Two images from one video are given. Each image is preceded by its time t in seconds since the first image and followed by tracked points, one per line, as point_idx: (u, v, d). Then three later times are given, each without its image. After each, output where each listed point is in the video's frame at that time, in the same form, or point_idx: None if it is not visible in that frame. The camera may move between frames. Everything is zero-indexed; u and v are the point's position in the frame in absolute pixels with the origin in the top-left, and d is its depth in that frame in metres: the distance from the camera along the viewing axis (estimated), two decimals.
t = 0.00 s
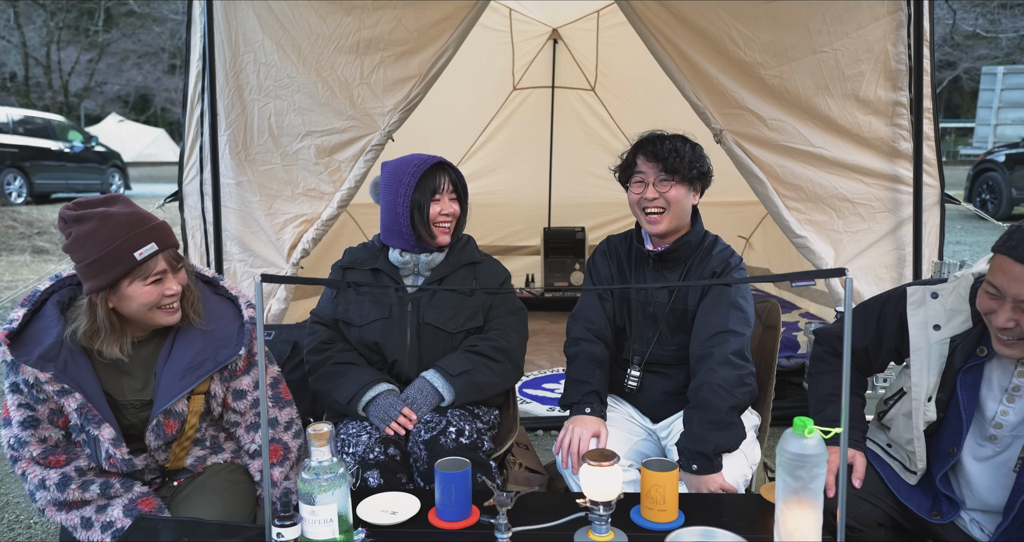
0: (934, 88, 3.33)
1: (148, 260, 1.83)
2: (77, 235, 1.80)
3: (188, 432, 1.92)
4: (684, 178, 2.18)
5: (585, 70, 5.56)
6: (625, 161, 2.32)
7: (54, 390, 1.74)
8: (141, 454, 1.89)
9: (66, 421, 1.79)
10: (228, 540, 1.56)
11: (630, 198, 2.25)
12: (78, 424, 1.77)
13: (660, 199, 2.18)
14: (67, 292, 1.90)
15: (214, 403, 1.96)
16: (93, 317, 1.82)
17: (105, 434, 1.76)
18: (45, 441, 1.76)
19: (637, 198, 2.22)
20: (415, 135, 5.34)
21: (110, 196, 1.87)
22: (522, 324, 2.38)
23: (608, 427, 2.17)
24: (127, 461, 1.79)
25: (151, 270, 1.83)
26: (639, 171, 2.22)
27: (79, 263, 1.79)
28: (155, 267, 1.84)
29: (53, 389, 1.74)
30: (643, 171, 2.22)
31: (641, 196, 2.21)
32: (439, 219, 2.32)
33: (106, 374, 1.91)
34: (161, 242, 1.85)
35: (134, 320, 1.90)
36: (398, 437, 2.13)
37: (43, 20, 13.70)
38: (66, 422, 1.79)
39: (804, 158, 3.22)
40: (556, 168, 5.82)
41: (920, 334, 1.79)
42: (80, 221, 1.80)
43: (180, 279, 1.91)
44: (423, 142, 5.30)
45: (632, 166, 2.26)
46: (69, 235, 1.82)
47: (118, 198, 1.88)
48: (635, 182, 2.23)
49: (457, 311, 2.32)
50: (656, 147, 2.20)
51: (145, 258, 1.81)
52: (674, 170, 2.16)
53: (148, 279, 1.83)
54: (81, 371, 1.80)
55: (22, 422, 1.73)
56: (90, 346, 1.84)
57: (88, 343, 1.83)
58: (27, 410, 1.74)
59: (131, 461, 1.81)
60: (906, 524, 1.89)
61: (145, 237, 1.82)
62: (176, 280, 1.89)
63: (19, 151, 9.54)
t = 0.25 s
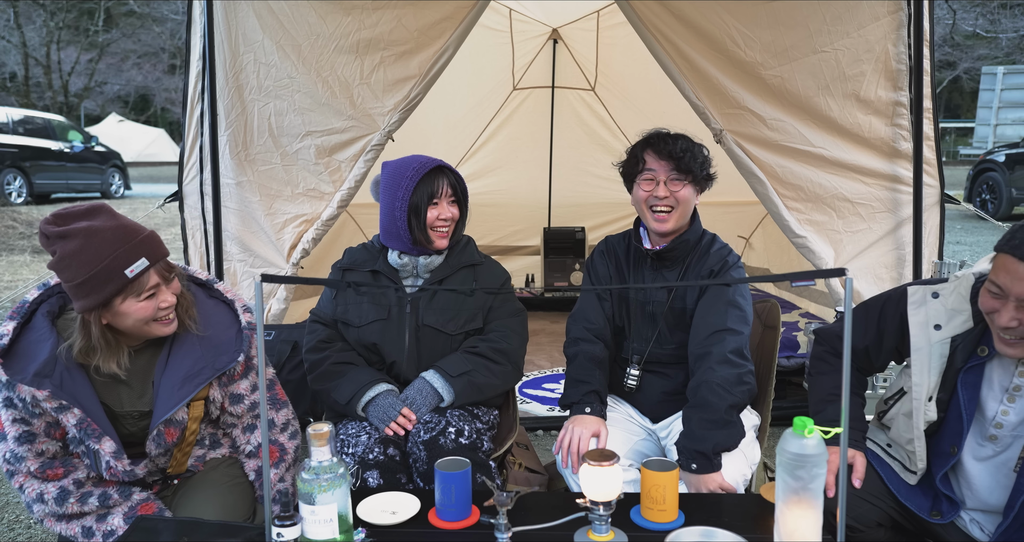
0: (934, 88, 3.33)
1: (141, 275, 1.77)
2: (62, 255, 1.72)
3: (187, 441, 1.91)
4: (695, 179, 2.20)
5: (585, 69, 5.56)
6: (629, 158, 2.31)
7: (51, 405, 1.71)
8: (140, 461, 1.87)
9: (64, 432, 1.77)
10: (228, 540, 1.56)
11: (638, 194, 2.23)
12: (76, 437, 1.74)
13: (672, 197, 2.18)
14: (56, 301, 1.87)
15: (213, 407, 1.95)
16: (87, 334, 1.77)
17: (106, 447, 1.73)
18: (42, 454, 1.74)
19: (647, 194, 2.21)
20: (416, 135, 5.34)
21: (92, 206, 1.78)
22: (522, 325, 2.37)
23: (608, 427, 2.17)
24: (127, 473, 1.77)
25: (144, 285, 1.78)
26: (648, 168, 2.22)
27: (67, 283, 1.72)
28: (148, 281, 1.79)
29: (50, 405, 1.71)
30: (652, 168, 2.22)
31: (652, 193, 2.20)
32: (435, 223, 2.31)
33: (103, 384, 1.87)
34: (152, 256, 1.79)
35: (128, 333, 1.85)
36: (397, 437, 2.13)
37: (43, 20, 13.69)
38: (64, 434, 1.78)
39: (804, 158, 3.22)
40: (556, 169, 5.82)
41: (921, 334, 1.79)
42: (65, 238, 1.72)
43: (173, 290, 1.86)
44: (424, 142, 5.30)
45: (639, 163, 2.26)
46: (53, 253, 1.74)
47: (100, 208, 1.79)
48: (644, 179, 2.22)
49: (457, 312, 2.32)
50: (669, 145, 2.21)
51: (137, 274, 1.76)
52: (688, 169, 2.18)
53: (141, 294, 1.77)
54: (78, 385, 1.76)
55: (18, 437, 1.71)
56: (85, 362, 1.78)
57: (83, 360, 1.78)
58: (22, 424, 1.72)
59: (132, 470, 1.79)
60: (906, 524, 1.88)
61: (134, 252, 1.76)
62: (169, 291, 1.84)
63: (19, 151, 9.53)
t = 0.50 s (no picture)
0: (934, 88, 3.33)
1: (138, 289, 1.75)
2: (55, 273, 1.67)
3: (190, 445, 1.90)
4: (712, 184, 2.23)
5: (585, 69, 5.56)
6: (644, 155, 2.26)
7: (54, 421, 1.69)
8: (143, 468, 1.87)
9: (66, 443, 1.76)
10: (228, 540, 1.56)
11: (658, 195, 2.21)
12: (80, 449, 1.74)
13: (693, 201, 2.20)
14: (50, 311, 1.84)
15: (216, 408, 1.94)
16: (87, 350, 1.75)
17: (112, 458, 1.74)
18: (45, 465, 1.73)
19: (669, 196, 2.19)
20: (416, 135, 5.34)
21: (79, 218, 1.72)
22: (522, 325, 2.37)
23: (608, 427, 2.17)
24: (132, 480, 1.79)
25: (142, 298, 1.76)
26: (671, 169, 2.19)
27: (63, 301, 1.68)
28: (145, 293, 1.76)
29: (53, 420, 1.69)
30: (675, 169, 2.19)
31: (675, 196, 2.19)
32: (435, 223, 2.31)
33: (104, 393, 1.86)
34: (148, 268, 1.76)
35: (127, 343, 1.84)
36: (397, 437, 2.13)
37: (43, 20, 13.69)
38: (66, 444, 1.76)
39: (804, 158, 3.22)
40: (556, 169, 5.82)
41: (921, 332, 1.79)
42: (57, 256, 1.67)
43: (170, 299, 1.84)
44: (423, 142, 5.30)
45: (661, 164, 2.21)
46: (44, 269, 1.69)
47: (88, 219, 1.73)
48: (667, 181, 2.19)
49: (457, 312, 2.32)
50: (695, 148, 2.21)
51: (135, 288, 1.73)
52: (710, 176, 2.21)
53: (140, 308, 1.76)
54: (80, 399, 1.75)
55: (20, 451, 1.69)
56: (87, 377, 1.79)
57: (85, 375, 1.78)
58: (23, 438, 1.69)
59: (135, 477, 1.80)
60: (906, 523, 1.88)
61: (131, 265, 1.72)
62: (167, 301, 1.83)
63: (19, 151, 9.54)
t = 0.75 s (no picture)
0: (934, 88, 3.33)
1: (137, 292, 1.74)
2: (53, 281, 1.67)
3: (189, 454, 1.89)
4: (719, 187, 2.23)
5: (585, 69, 5.56)
6: (652, 154, 2.25)
7: (49, 428, 1.69)
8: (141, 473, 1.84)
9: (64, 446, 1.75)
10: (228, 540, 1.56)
11: (665, 195, 2.20)
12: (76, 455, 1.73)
13: (698, 203, 2.20)
14: (52, 315, 1.83)
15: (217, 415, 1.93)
16: (89, 356, 1.75)
17: (107, 465, 1.72)
18: (43, 468, 1.73)
19: (676, 197, 2.19)
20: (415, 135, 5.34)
21: (73, 225, 1.72)
22: (522, 325, 2.37)
23: (608, 427, 2.17)
24: (128, 487, 1.77)
25: (142, 301, 1.76)
26: (679, 170, 2.19)
27: (63, 309, 1.68)
28: (145, 296, 1.76)
29: (48, 427, 1.69)
30: (683, 170, 2.19)
31: (682, 197, 2.18)
32: (435, 225, 2.31)
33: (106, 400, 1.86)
34: (146, 270, 1.76)
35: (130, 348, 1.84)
36: (397, 437, 2.12)
37: (43, 20, 13.69)
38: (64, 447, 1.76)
39: (804, 158, 3.22)
40: (556, 168, 5.82)
41: (921, 332, 1.80)
42: (54, 263, 1.67)
43: (170, 301, 1.84)
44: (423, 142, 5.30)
45: (669, 164, 2.20)
46: (41, 278, 1.69)
47: (82, 226, 1.73)
48: (674, 182, 2.19)
49: (457, 312, 2.32)
50: (705, 150, 2.21)
51: (134, 291, 1.73)
52: (717, 179, 2.21)
53: (141, 311, 1.75)
54: (78, 406, 1.74)
55: (18, 453, 1.70)
56: (88, 384, 1.78)
57: (87, 383, 1.78)
58: (21, 440, 1.70)
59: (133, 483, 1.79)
60: (906, 524, 1.88)
61: (129, 268, 1.72)
62: (167, 303, 1.83)
63: (19, 151, 9.54)
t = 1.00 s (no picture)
0: (934, 88, 3.33)
1: (141, 285, 1.75)
2: (58, 272, 1.69)
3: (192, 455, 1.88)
4: (721, 188, 2.23)
5: (585, 69, 5.56)
6: (654, 154, 2.25)
7: (53, 422, 1.69)
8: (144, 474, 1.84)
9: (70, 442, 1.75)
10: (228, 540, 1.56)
11: (666, 196, 2.20)
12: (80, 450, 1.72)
13: (701, 204, 2.19)
14: (61, 309, 1.84)
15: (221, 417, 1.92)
16: (93, 350, 1.76)
17: (111, 462, 1.72)
18: (49, 463, 1.73)
19: (678, 197, 2.19)
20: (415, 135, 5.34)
21: (82, 219, 1.75)
22: (522, 325, 2.37)
23: (608, 427, 2.17)
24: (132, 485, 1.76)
25: (146, 295, 1.76)
26: (682, 171, 2.19)
27: (66, 301, 1.70)
28: (149, 290, 1.76)
29: (52, 421, 1.69)
30: (686, 171, 2.19)
31: (684, 197, 2.18)
32: (435, 225, 2.31)
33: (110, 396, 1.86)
34: (150, 263, 1.76)
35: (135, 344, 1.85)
36: (397, 437, 2.12)
37: (43, 20, 13.69)
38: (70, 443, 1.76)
39: (804, 158, 3.22)
40: (556, 168, 5.83)
41: (920, 332, 1.80)
42: (60, 255, 1.69)
43: (175, 297, 1.84)
44: (423, 142, 5.30)
45: (672, 164, 2.20)
46: (48, 270, 1.71)
47: (92, 220, 1.75)
48: (677, 182, 2.18)
49: (457, 312, 2.32)
50: (708, 150, 2.21)
51: (137, 284, 1.74)
52: (719, 181, 2.21)
53: (144, 304, 1.76)
54: (81, 402, 1.74)
55: (23, 446, 1.70)
56: (91, 379, 1.79)
57: (90, 377, 1.78)
58: (27, 433, 1.70)
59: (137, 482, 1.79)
60: (905, 524, 1.88)
61: (133, 260, 1.73)
62: (172, 298, 1.83)
63: (19, 151, 9.54)
